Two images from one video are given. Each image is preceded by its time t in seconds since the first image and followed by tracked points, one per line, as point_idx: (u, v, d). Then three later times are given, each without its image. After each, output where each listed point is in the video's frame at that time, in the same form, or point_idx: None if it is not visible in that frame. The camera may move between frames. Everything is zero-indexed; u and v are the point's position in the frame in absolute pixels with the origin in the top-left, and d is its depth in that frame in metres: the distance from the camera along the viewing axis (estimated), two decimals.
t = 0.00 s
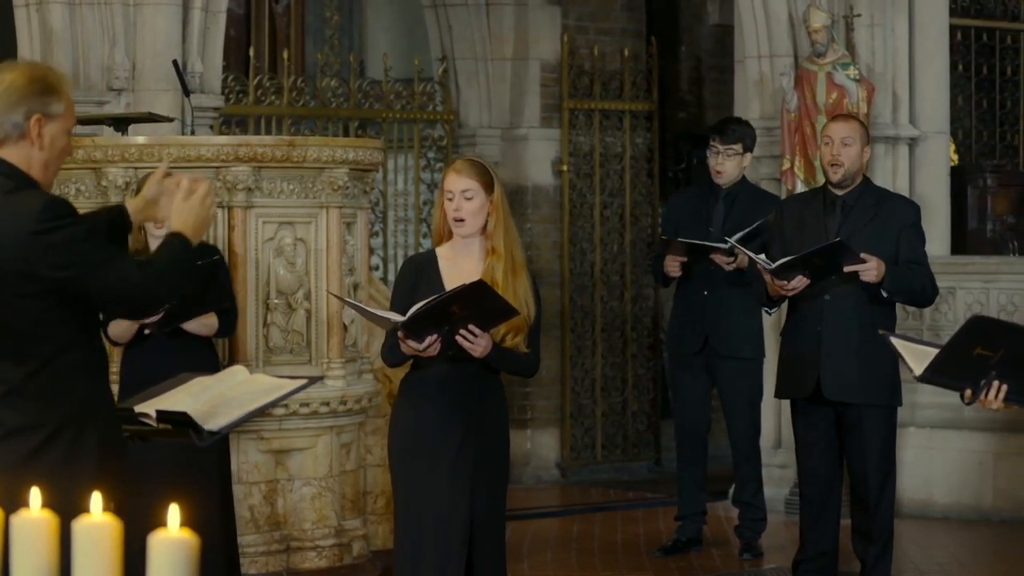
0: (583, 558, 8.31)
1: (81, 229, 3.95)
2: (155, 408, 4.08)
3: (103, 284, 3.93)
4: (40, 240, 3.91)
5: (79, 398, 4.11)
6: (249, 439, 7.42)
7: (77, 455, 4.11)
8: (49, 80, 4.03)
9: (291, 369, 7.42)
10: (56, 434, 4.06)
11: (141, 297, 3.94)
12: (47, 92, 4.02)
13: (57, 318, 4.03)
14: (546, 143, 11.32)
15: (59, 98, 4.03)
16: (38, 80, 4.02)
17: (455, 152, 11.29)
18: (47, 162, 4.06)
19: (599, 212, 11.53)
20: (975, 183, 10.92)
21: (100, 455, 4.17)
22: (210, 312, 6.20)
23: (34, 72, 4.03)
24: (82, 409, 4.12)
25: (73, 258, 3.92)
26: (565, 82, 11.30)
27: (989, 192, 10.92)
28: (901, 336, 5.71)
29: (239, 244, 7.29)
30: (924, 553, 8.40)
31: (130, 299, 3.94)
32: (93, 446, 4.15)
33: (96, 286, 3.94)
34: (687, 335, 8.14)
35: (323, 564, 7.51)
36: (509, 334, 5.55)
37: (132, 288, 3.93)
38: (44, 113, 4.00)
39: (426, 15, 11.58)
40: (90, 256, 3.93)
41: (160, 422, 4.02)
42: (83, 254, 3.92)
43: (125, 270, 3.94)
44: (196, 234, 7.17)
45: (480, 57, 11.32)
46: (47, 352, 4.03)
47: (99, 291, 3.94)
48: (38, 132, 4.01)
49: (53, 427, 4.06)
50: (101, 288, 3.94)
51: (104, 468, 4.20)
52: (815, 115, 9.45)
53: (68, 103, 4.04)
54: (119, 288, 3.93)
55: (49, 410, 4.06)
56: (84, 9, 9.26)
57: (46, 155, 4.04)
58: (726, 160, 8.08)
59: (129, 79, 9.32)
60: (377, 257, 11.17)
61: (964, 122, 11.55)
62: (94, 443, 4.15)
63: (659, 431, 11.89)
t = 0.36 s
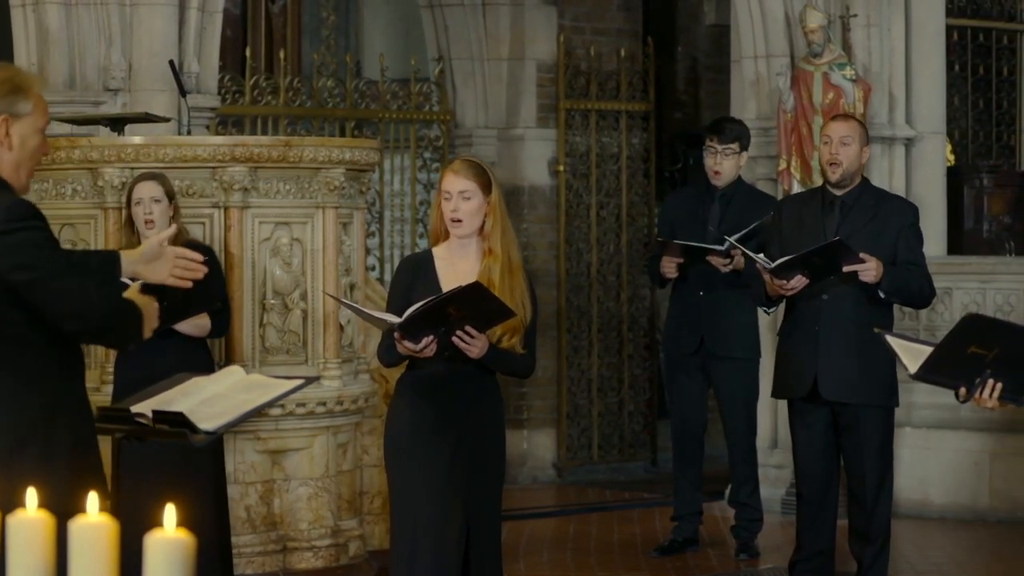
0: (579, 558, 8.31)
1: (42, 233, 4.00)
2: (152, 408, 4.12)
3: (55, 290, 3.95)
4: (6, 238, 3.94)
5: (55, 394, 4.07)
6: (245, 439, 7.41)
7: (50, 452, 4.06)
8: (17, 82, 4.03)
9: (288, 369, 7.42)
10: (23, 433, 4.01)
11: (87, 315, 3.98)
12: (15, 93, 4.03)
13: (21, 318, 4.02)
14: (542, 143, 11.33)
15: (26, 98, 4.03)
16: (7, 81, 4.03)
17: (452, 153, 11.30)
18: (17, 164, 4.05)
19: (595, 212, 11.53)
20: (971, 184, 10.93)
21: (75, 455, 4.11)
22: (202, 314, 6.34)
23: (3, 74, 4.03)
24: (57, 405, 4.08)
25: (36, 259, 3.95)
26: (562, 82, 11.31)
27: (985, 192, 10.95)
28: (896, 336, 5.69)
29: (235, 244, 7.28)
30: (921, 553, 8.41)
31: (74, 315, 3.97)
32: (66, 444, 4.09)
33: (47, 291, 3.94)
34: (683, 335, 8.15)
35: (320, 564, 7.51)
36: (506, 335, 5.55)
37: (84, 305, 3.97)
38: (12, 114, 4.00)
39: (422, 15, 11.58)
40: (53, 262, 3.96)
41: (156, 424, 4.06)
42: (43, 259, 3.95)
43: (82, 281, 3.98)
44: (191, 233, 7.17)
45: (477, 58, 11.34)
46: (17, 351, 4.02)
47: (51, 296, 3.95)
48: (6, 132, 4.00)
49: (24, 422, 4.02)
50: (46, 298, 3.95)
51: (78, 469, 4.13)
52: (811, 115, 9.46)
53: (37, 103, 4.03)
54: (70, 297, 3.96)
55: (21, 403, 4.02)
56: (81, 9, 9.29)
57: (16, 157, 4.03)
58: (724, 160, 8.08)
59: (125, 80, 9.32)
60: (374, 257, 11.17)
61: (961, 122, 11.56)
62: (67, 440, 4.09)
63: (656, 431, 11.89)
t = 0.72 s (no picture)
0: (578, 558, 8.31)
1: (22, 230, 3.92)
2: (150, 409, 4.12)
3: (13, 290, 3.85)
4: None
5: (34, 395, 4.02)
6: (243, 439, 7.41)
7: (30, 453, 4.00)
8: (11, 81, 3.93)
9: (286, 369, 7.42)
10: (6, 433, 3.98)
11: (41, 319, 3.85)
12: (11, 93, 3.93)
13: None
14: (540, 143, 11.33)
15: (23, 98, 3.92)
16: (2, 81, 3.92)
17: (450, 153, 11.30)
18: (12, 164, 3.93)
19: (593, 212, 11.53)
20: (969, 184, 10.94)
21: (61, 454, 4.06)
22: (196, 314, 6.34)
23: None
24: (38, 406, 4.02)
25: None
26: (559, 82, 11.31)
27: (984, 192, 10.96)
28: (894, 335, 5.68)
29: (234, 245, 7.29)
30: (919, 553, 8.41)
31: (30, 317, 3.85)
32: (47, 444, 4.03)
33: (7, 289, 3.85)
34: (680, 335, 8.15)
35: (318, 564, 7.51)
36: (503, 335, 5.55)
37: (38, 308, 3.84)
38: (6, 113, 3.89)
39: (420, 15, 11.58)
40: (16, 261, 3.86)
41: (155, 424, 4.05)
42: (8, 257, 3.85)
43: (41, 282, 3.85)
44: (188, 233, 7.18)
45: (475, 58, 11.34)
46: None
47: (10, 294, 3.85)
48: None
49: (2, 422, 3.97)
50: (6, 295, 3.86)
51: (61, 471, 4.07)
52: (809, 115, 9.46)
53: (31, 102, 3.93)
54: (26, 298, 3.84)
55: None
56: (79, 10, 9.30)
57: (11, 156, 3.92)
58: (723, 159, 8.09)
59: (123, 79, 9.32)
60: (372, 258, 11.16)
61: (958, 122, 11.57)
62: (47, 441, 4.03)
63: (654, 431, 11.90)
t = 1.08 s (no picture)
0: (575, 559, 8.31)
1: (32, 238, 3.85)
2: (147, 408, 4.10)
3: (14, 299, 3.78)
4: None
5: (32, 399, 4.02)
6: (240, 440, 7.42)
7: (25, 453, 3.99)
8: (59, 94, 3.96)
9: (283, 369, 7.42)
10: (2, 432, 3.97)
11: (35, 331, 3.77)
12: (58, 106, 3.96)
13: None
14: (538, 143, 11.33)
15: (70, 112, 3.96)
16: (49, 93, 3.96)
17: (447, 153, 11.30)
18: (49, 175, 3.97)
19: (590, 212, 11.53)
20: (967, 184, 10.94)
21: (57, 454, 4.05)
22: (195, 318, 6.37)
23: (46, 85, 3.97)
24: (35, 407, 4.02)
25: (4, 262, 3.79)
26: (557, 82, 11.31)
27: (981, 192, 10.97)
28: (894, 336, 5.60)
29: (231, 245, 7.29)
30: (917, 553, 8.41)
31: (28, 329, 3.78)
32: (42, 444, 4.02)
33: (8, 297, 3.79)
34: (677, 335, 8.15)
35: (315, 564, 7.51)
36: (500, 335, 5.55)
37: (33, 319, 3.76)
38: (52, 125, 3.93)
39: (417, 15, 11.59)
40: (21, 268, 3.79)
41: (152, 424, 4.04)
42: (21, 268, 3.79)
43: (39, 294, 3.77)
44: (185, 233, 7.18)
45: (473, 58, 11.35)
46: None
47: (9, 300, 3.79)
48: (42, 141, 3.92)
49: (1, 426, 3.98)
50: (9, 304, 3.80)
51: (57, 471, 4.07)
52: (806, 115, 9.47)
53: (76, 116, 3.96)
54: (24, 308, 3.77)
55: None
56: (77, 10, 9.29)
57: (48, 166, 3.95)
58: (722, 159, 8.08)
59: (121, 79, 9.31)
60: (369, 257, 11.16)
61: (956, 122, 11.58)
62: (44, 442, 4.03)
63: (651, 432, 11.90)
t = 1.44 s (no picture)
0: (565, 559, 8.31)
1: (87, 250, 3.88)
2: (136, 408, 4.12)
3: (68, 308, 3.80)
4: (45, 245, 3.83)
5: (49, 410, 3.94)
6: (229, 440, 7.42)
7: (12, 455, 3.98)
8: (116, 111, 3.94)
9: (272, 369, 7.42)
10: None
11: (88, 342, 3.80)
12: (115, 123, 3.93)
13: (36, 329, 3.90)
14: (527, 143, 11.33)
15: (125, 132, 3.94)
16: (108, 109, 3.93)
17: (436, 153, 11.30)
18: (95, 190, 3.97)
19: (580, 212, 11.53)
20: (956, 184, 10.95)
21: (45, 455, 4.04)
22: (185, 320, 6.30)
23: (104, 99, 3.94)
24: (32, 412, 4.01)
25: (61, 270, 3.81)
26: (546, 83, 11.31)
27: (970, 192, 10.99)
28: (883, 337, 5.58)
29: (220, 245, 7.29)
30: (906, 553, 8.42)
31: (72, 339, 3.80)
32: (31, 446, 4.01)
33: (58, 302, 3.80)
34: (666, 335, 8.16)
35: (303, 564, 7.51)
36: (488, 334, 5.53)
37: (88, 330, 3.79)
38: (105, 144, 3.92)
39: (407, 15, 11.59)
40: (78, 278, 3.82)
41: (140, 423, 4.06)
42: (72, 279, 3.81)
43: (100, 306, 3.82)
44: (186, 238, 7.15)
45: (462, 58, 11.36)
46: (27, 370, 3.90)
47: (61, 307, 3.80)
48: (95, 159, 3.92)
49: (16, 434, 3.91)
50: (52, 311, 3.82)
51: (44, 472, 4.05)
52: (795, 115, 9.48)
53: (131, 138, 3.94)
54: (81, 316, 3.80)
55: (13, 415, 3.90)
56: (66, 10, 9.27)
57: (96, 182, 3.95)
58: (710, 161, 8.09)
59: (110, 79, 9.31)
60: (358, 257, 11.16)
61: (945, 122, 11.60)
62: (58, 452, 3.95)
63: (641, 431, 11.91)
